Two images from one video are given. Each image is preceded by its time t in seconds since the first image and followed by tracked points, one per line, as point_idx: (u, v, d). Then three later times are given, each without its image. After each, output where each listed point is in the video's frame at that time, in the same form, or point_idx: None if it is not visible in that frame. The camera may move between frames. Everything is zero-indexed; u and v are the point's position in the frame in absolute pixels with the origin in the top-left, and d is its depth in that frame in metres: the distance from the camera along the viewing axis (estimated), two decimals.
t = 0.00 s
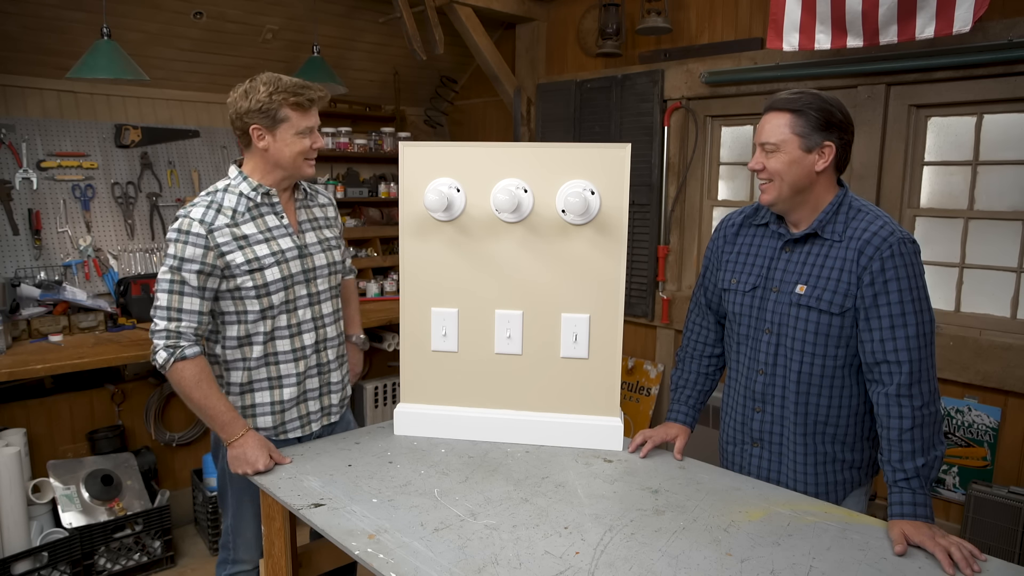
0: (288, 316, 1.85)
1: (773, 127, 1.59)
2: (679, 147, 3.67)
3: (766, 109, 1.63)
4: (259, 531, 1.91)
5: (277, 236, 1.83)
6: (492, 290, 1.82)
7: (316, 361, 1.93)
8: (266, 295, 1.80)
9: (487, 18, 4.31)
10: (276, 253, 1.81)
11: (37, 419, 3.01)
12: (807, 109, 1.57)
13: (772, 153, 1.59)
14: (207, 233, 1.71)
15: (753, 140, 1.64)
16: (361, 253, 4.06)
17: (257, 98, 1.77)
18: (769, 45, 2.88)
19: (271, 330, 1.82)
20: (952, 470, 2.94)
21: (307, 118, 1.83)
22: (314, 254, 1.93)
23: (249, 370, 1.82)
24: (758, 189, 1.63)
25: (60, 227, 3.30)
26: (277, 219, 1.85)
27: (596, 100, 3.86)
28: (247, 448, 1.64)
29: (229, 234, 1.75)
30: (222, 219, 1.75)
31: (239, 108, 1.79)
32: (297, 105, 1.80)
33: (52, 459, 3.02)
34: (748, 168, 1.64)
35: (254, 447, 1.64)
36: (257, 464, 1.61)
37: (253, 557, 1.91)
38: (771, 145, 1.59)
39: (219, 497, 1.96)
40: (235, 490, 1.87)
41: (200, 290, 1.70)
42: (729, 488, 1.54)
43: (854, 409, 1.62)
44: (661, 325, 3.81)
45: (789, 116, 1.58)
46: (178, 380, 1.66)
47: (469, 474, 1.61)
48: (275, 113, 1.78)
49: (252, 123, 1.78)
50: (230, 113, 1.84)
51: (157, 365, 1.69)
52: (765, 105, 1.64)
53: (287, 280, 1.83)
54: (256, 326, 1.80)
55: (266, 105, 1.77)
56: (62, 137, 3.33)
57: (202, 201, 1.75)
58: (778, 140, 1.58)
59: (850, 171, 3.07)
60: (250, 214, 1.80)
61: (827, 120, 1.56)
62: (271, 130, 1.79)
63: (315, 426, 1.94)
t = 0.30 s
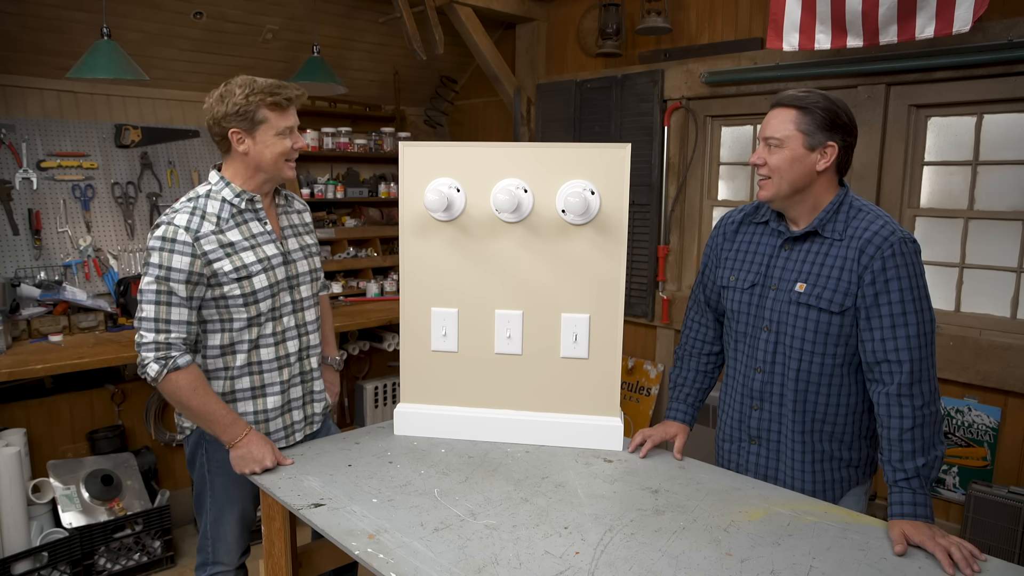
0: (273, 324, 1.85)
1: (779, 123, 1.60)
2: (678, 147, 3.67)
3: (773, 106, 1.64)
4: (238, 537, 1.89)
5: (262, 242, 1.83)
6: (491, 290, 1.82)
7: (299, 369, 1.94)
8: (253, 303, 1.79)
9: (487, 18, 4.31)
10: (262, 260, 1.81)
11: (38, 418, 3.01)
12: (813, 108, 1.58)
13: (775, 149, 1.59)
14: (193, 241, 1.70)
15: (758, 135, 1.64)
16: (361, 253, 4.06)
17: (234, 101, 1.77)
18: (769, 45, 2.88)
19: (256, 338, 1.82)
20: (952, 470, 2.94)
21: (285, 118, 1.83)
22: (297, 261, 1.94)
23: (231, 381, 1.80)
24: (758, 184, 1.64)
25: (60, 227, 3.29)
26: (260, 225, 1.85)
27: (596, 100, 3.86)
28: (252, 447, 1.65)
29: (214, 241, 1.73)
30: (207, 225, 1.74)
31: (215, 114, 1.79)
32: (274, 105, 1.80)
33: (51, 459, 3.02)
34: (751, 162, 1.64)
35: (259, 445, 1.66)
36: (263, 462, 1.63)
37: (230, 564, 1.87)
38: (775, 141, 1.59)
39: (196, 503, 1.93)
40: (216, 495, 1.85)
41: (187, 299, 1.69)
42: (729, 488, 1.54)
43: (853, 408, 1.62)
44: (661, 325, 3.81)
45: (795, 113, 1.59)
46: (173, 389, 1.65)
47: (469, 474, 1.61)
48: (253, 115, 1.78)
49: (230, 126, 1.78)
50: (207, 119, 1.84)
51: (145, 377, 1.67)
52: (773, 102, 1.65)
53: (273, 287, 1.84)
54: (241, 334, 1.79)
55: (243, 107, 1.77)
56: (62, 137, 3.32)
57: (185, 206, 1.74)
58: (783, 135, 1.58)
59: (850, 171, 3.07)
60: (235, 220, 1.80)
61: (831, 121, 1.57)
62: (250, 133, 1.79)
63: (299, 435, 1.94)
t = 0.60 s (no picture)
0: (269, 327, 1.85)
1: (787, 119, 1.61)
2: (678, 147, 3.67)
3: (782, 102, 1.65)
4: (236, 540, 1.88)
5: (256, 245, 1.82)
6: (491, 290, 1.82)
7: (296, 372, 1.94)
8: (251, 306, 1.79)
9: (487, 18, 4.30)
10: (257, 263, 1.81)
11: (38, 418, 3.02)
12: (821, 106, 1.59)
13: (780, 144, 1.60)
14: (189, 245, 1.70)
15: (763, 129, 1.65)
16: (361, 253, 4.06)
17: (212, 103, 1.78)
18: (769, 45, 2.88)
19: (252, 341, 1.81)
20: (952, 470, 2.94)
21: (266, 113, 1.82)
22: (289, 263, 1.94)
23: (228, 385, 1.80)
24: (758, 178, 1.64)
25: (60, 227, 3.29)
26: (254, 227, 1.84)
27: (596, 100, 3.86)
28: (251, 447, 1.65)
29: (210, 244, 1.73)
30: (202, 229, 1.73)
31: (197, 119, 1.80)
32: (253, 102, 1.79)
33: (52, 459, 3.03)
34: (754, 155, 1.65)
35: (258, 446, 1.66)
36: (263, 462, 1.63)
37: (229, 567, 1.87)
38: (780, 135, 1.60)
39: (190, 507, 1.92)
40: (213, 500, 1.85)
41: (183, 304, 1.69)
42: (729, 488, 1.54)
43: (852, 407, 1.62)
44: (661, 325, 3.81)
45: (803, 110, 1.60)
46: (170, 394, 1.64)
47: (469, 474, 1.61)
48: (232, 114, 1.78)
49: (212, 129, 1.79)
50: (191, 124, 1.85)
51: (144, 383, 1.67)
52: (782, 99, 1.66)
53: (270, 290, 1.84)
54: (238, 338, 1.79)
55: (221, 107, 1.77)
56: (62, 137, 3.32)
57: (178, 210, 1.73)
58: (789, 131, 1.59)
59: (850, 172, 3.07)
60: (228, 223, 1.79)
61: (838, 121, 1.59)
62: (233, 133, 1.79)
63: (297, 438, 1.95)
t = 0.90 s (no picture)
0: (266, 327, 1.84)
1: (791, 116, 1.61)
2: (678, 147, 3.67)
3: (786, 100, 1.66)
4: (235, 540, 1.88)
5: (251, 245, 1.83)
6: (491, 291, 1.82)
7: (293, 372, 1.94)
8: (247, 307, 1.79)
9: (487, 18, 4.30)
10: (253, 263, 1.81)
11: (38, 418, 3.02)
12: (825, 105, 1.59)
13: (783, 141, 1.60)
14: (184, 245, 1.70)
15: (768, 126, 1.65)
16: (361, 253, 4.06)
17: (201, 104, 1.78)
18: (769, 45, 2.88)
19: (249, 342, 1.81)
20: (952, 470, 2.94)
21: (255, 113, 1.82)
22: (285, 263, 1.94)
23: (225, 385, 1.79)
24: (760, 174, 1.65)
25: (60, 227, 3.29)
26: (249, 228, 1.85)
27: (596, 100, 3.86)
28: (251, 447, 1.65)
29: (205, 245, 1.73)
30: (197, 229, 1.74)
31: (186, 121, 1.81)
32: (242, 102, 1.79)
33: (52, 459, 3.03)
34: (757, 152, 1.65)
35: (258, 446, 1.66)
36: (263, 462, 1.63)
37: (227, 566, 1.87)
38: (784, 132, 1.60)
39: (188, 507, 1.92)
40: (211, 500, 1.84)
41: (180, 305, 1.69)
42: (729, 488, 1.54)
43: (852, 407, 1.62)
44: (661, 325, 3.81)
45: (807, 107, 1.61)
46: (169, 396, 1.65)
47: (469, 474, 1.61)
48: (222, 115, 1.78)
49: (203, 130, 1.79)
50: (182, 127, 1.85)
51: (144, 385, 1.67)
52: (787, 96, 1.66)
53: (266, 290, 1.83)
54: (235, 339, 1.79)
55: (210, 109, 1.77)
56: (62, 137, 3.32)
57: (172, 211, 1.73)
58: (793, 128, 1.59)
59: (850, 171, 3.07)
60: (223, 224, 1.79)
61: (842, 120, 1.59)
62: (223, 135, 1.79)
63: (294, 438, 1.95)
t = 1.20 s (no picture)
0: (258, 327, 1.84)
1: (792, 116, 1.61)
2: (678, 147, 3.67)
3: (787, 100, 1.66)
4: (233, 539, 1.88)
5: (243, 246, 1.82)
6: (490, 291, 1.82)
7: (287, 373, 1.93)
8: (238, 307, 1.79)
9: (487, 18, 4.30)
10: (244, 264, 1.80)
11: (38, 418, 3.02)
12: (825, 104, 1.59)
13: (784, 141, 1.60)
14: (173, 246, 1.70)
15: (769, 127, 1.66)
16: (361, 253, 4.06)
17: (193, 105, 1.78)
18: (769, 45, 2.88)
19: (240, 342, 1.81)
20: (952, 470, 2.94)
21: (247, 113, 1.82)
22: (280, 264, 1.93)
23: (217, 385, 1.80)
24: (763, 175, 1.65)
25: (60, 228, 3.29)
26: (242, 229, 1.84)
27: (596, 100, 3.86)
28: (251, 447, 1.66)
29: (194, 245, 1.73)
30: (186, 230, 1.74)
31: (179, 121, 1.81)
32: (233, 102, 1.79)
33: (52, 459, 3.03)
34: (758, 153, 1.66)
35: (257, 446, 1.66)
36: (263, 462, 1.63)
37: (226, 566, 1.86)
38: (785, 133, 1.60)
39: (190, 506, 1.93)
40: (207, 499, 1.84)
41: (173, 305, 1.69)
42: (729, 488, 1.54)
43: (852, 406, 1.62)
44: (661, 325, 3.81)
45: (808, 108, 1.60)
46: (168, 396, 1.66)
47: (469, 474, 1.61)
48: (213, 116, 1.78)
49: (195, 131, 1.79)
50: (174, 128, 1.86)
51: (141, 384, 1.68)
52: (787, 96, 1.66)
53: (257, 291, 1.83)
54: (226, 339, 1.79)
55: (202, 110, 1.77)
56: (62, 137, 3.32)
57: (164, 212, 1.74)
58: (794, 128, 1.59)
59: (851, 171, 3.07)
60: (215, 224, 1.79)
61: (843, 119, 1.59)
62: (215, 136, 1.79)
63: (288, 439, 1.94)
